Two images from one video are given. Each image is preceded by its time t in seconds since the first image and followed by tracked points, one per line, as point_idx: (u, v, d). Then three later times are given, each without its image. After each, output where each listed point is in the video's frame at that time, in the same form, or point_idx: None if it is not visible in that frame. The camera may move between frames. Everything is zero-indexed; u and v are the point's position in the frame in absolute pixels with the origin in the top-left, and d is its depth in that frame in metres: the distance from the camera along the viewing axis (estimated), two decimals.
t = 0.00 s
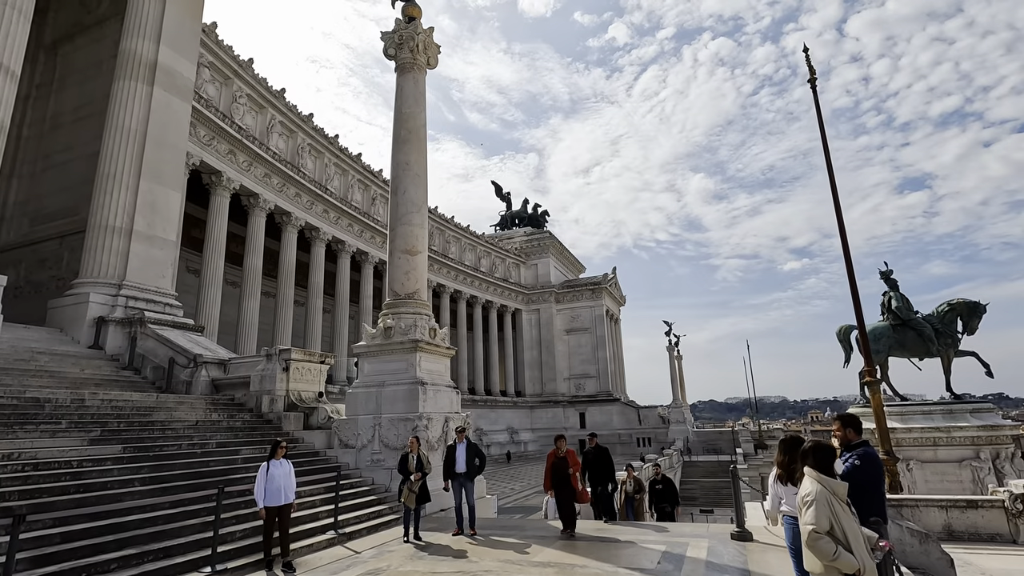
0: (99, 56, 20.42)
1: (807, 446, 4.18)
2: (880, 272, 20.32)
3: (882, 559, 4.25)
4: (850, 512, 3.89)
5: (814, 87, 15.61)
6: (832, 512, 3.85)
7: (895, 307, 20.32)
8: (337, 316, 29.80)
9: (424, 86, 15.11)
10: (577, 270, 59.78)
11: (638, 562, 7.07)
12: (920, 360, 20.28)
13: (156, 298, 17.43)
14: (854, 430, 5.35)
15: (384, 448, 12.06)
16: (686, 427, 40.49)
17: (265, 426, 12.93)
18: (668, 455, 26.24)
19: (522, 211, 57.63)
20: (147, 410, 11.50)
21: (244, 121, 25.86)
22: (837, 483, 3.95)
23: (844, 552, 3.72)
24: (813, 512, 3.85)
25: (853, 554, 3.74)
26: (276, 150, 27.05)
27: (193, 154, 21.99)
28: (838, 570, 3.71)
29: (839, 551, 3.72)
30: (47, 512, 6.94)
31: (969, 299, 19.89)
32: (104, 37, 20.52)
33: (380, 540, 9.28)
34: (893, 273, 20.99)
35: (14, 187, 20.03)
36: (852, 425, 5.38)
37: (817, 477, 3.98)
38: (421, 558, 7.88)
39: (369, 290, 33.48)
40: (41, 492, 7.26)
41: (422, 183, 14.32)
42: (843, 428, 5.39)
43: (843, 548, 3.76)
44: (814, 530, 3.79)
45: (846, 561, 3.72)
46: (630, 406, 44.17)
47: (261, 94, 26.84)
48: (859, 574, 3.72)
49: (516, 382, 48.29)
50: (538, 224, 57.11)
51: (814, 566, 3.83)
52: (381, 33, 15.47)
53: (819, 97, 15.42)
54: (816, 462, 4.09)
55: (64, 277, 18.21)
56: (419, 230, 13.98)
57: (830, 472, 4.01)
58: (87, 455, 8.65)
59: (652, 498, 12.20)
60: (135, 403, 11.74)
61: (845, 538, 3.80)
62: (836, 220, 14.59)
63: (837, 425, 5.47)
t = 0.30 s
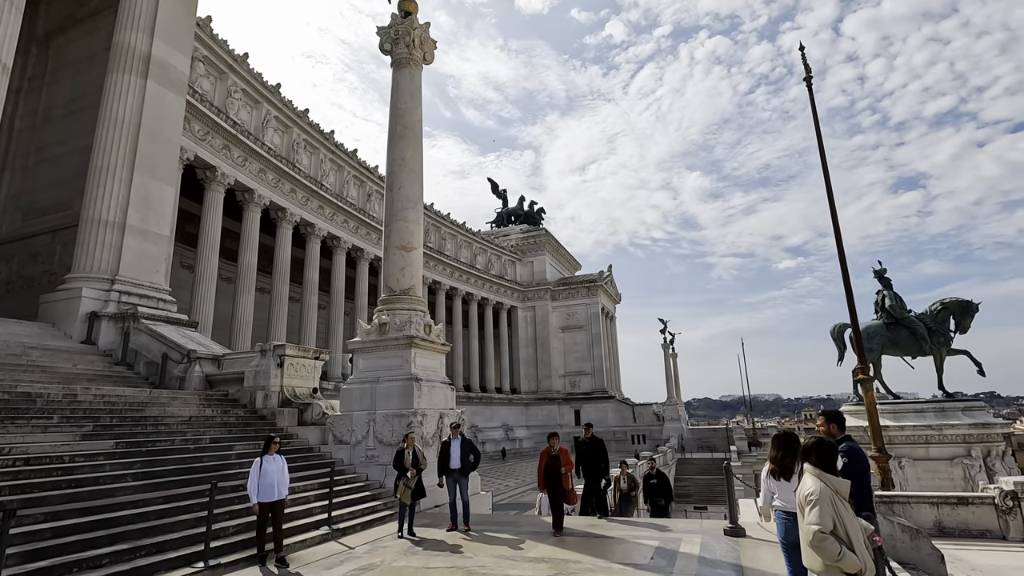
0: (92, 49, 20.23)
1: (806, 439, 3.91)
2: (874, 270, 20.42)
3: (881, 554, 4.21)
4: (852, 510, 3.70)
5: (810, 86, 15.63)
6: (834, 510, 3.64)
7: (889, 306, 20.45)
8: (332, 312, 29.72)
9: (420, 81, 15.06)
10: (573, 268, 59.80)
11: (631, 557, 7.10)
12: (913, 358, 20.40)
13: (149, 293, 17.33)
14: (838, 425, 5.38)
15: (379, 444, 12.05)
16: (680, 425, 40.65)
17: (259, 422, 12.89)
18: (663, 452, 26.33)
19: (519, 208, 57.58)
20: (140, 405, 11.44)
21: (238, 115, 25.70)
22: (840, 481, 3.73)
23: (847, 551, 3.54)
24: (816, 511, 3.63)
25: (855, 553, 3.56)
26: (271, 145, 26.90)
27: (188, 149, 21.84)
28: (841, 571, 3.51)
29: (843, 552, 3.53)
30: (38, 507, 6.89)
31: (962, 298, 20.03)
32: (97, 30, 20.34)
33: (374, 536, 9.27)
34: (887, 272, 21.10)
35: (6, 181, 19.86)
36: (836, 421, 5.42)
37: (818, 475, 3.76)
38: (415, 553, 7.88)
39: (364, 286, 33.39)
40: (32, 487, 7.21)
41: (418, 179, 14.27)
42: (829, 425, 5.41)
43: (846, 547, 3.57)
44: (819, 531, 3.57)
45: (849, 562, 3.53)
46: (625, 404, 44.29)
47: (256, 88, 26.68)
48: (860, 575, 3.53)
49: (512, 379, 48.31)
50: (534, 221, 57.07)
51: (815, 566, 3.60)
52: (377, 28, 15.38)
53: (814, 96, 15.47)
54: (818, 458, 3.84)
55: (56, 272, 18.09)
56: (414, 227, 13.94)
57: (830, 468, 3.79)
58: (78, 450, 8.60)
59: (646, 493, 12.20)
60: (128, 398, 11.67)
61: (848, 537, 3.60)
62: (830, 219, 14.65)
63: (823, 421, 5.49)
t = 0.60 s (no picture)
0: (82, 40, 19.98)
1: (800, 434, 3.90)
2: (866, 268, 20.57)
3: (869, 550, 4.29)
4: (846, 506, 3.71)
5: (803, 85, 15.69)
6: (827, 506, 3.66)
7: (879, 304, 20.63)
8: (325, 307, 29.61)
9: (414, 75, 14.98)
10: (566, 264, 59.84)
11: (622, 551, 7.14)
12: (902, 355, 20.59)
13: (140, 287, 17.19)
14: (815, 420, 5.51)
15: (371, 440, 12.03)
16: (673, 421, 40.87)
17: (250, 417, 12.83)
18: (655, 448, 26.47)
19: (513, 204, 57.51)
20: (131, 400, 11.36)
21: (230, 109, 25.48)
22: (834, 477, 3.74)
23: (840, 546, 3.56)
24: (809, 506, 3.65)
25: (848, 548, 3.58)
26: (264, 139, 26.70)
27: (179, 142, 21.64)
28: (832, 565, 3.55)
29: (835, 547, 3.56)
30: (26, 501, 6.84)
31: (951, 296, 20.23)
32: (87, 20, 20.09)
33: (366, 531, 9.27)
34: (878, 270, 21.27)
35: None
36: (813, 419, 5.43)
37: (811, 470, 3.77)
38: (407, 548, 7.88)
39: (357, 281, 33.27)
40: (20, 481, 7.14)
41: (411, 174, 14.21)
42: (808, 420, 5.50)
43: (838, 543, 3.59)
44: (811, 525, 3.59)
45: (841, 557, 3.55)
46: (618, 400, 44.46)
47: (249, 82, 26.45)
48: (851, 569, 3.57)
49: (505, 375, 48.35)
50: (528, 218, 57.02)
51: (806, 560, 3.62)
52: (371, 22, 15.28)
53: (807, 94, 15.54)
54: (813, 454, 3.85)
55: (45, 266, 17.91)
56: (407, 222, 13.90)
57: (824, 463, 3.80)
58: (68, 445, 8.53)
59: (639, 486, 12.25)
60: (118, 392, 11.59)
61: (841, 532, 3.61)
62: (822, 217, 14.73)
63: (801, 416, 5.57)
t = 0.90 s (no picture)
0: (59, 22, 19.47)
1: (786, 425, 3.95)
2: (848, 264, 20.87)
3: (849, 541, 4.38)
4: (827, 497, 3.75)
5: (789, 82, 15.80)
6: (808, 496, 3.70)
7: (860, 299, 20.96)
8: (310, 298, 29.34)
9: (402, 65, 14.84)
10: (554, 257, 59.91)
11: (605, 541, 7.22)
12: (881, 350, 20.97)
13: (120, 276, 16.90)
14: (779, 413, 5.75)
15: (355, 431, 12.00)
16: (657, 414, 41.28)
17: (233, 408, 12.72)
18: (639, 441, 26.72)
19: (500, 197, 57.34)
20: (110, 390, 11.20)
21: (214, 96, 25.03)
22: (817, 468, 3.78)
23: (819, 536, 3.62)
24: (791, 497, 3.70)
25: (827, 538, 3.64)
26: (248, 128, 26.29)
27: (161, 129, 21.22)
28: (810, 553, 3.61)
29: (814, 536, 3.61)
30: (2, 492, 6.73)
31: (929, 292, 20.63)
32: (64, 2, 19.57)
33: (349, 521, 9.26)
34: (859, 266, 21.59)
35: None
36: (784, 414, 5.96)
37: (796, 461, 3.82)
38: (391, 538, 7.89)
39: (343, 273, 33.01)
40: None
41: (398, 164, 14.09)
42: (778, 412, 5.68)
43: (819, 533, 3.64)
44: (791, 515, 3.64)
45: (820, 546, 3.61)
46: (603, 393, 44.78)
47: (232, 68, 25.98)
48: (830, 558, 3.62)
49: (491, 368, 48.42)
50: (516, 210, 56.91)
51: (787, 549, 3.67)
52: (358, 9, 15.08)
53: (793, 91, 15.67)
54: (796, 446, 3.90)
55: (22, 253, 17.53)
56: (394, 212, 13.80)
57: (808, 455, 3.84)
58: (45, 436, 8.40)
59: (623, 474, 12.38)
60: (97, 382, 11.41)
61: (822, 522, 3.66)
62: (805, 213, 14.91)
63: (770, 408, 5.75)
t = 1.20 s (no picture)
0: None
1: (757, 412, 4.04)
2: (817, 258, 21.37)
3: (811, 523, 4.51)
4: (793, 482, 3.87)
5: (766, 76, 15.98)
6: (777, 481, 3.80)
7: (828, 292, 21.51)
8: (283, 282, 28.85)
9: (379, 47, 14.56)
10: (531, 246, 59.94)
11: (576, 525, 7.34)
12: (847, 342, 21.59)
13: (83, 257, 16.36)
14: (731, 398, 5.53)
15: (329, 417, 11.90)
16: (630, 402, 41.91)
17: (202, 393, 12.48)
18: (612, 429, 27.07)
19: (478, 184, 56.98)
20: (73, 374, 10.88)
21: (183, 72, 24.23)
22: (786, 455, 3.88)
23: (784, 519, 3.73)
24: (760, 481, 3.79)
25: (791, 521, 3.76)
26: (219, 106, 25.54)
27: (127, 106, 20.49)
28: (775, 536, 3.72)
29: (779, 520, 3.72)
30: None
31: (894, 286, 21.27)
32: None
33: (321, 507, 9.21)
34: (828, 260, 22.13)
35: None
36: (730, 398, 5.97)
37: (766, 447, 3.91)
38: (363, 524, 7.88)
39: (318, 258, 32.51)
40: None
41: (375, 148, 13.88)
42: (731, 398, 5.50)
43: (784, 517, 3.76)
44: (759, 500, 3.74)
45: (784, 529, 3.73)
46: (577, 381, 45.23)
47: (203, 44, 25.16)
48: (793, 541, 3.73)
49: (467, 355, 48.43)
50: (494, 198, 56.66)
51: (752, 531, 3.78)
52: None
53: (769, 85, 15.87)
54: (767, 433, 3.99)
55: None
56: (370, 197, 13.62)
57: (778, 441, 3.94)
58: (3, 420, 8.13)
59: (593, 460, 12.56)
60: (58, 366, 11.07)
61: (787, 506, 3.78)
62: (778, 207, 15.19)
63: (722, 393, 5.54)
